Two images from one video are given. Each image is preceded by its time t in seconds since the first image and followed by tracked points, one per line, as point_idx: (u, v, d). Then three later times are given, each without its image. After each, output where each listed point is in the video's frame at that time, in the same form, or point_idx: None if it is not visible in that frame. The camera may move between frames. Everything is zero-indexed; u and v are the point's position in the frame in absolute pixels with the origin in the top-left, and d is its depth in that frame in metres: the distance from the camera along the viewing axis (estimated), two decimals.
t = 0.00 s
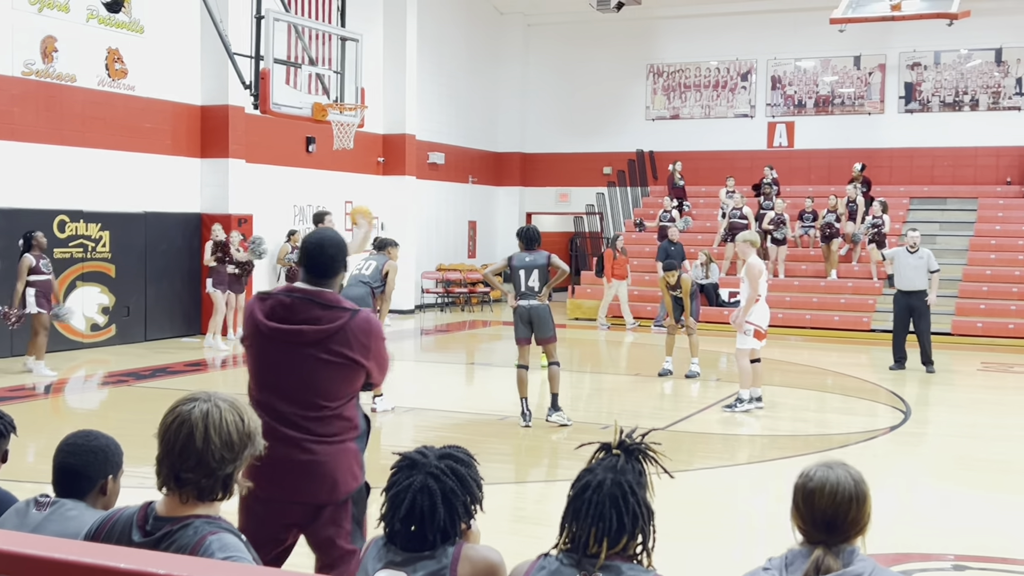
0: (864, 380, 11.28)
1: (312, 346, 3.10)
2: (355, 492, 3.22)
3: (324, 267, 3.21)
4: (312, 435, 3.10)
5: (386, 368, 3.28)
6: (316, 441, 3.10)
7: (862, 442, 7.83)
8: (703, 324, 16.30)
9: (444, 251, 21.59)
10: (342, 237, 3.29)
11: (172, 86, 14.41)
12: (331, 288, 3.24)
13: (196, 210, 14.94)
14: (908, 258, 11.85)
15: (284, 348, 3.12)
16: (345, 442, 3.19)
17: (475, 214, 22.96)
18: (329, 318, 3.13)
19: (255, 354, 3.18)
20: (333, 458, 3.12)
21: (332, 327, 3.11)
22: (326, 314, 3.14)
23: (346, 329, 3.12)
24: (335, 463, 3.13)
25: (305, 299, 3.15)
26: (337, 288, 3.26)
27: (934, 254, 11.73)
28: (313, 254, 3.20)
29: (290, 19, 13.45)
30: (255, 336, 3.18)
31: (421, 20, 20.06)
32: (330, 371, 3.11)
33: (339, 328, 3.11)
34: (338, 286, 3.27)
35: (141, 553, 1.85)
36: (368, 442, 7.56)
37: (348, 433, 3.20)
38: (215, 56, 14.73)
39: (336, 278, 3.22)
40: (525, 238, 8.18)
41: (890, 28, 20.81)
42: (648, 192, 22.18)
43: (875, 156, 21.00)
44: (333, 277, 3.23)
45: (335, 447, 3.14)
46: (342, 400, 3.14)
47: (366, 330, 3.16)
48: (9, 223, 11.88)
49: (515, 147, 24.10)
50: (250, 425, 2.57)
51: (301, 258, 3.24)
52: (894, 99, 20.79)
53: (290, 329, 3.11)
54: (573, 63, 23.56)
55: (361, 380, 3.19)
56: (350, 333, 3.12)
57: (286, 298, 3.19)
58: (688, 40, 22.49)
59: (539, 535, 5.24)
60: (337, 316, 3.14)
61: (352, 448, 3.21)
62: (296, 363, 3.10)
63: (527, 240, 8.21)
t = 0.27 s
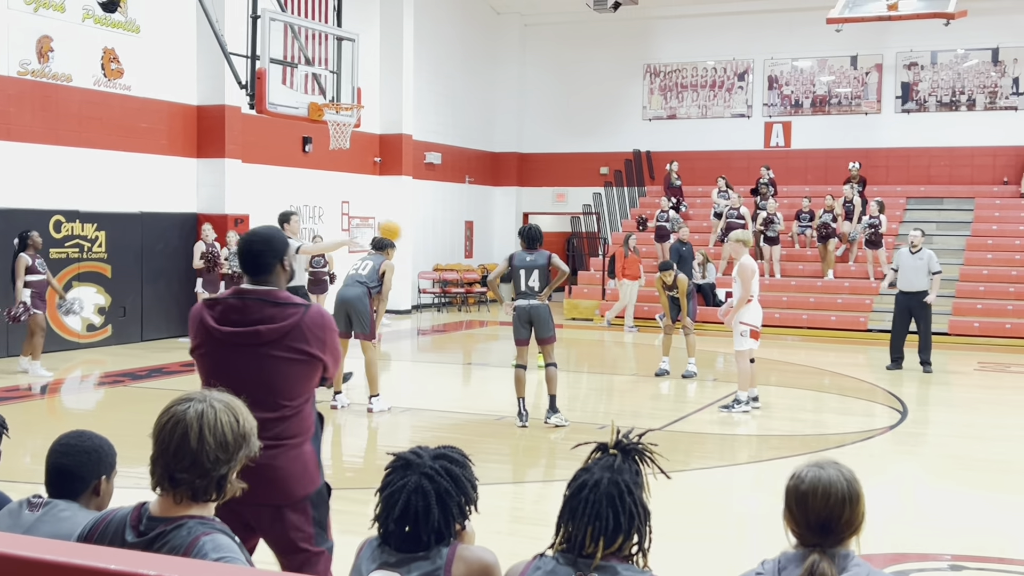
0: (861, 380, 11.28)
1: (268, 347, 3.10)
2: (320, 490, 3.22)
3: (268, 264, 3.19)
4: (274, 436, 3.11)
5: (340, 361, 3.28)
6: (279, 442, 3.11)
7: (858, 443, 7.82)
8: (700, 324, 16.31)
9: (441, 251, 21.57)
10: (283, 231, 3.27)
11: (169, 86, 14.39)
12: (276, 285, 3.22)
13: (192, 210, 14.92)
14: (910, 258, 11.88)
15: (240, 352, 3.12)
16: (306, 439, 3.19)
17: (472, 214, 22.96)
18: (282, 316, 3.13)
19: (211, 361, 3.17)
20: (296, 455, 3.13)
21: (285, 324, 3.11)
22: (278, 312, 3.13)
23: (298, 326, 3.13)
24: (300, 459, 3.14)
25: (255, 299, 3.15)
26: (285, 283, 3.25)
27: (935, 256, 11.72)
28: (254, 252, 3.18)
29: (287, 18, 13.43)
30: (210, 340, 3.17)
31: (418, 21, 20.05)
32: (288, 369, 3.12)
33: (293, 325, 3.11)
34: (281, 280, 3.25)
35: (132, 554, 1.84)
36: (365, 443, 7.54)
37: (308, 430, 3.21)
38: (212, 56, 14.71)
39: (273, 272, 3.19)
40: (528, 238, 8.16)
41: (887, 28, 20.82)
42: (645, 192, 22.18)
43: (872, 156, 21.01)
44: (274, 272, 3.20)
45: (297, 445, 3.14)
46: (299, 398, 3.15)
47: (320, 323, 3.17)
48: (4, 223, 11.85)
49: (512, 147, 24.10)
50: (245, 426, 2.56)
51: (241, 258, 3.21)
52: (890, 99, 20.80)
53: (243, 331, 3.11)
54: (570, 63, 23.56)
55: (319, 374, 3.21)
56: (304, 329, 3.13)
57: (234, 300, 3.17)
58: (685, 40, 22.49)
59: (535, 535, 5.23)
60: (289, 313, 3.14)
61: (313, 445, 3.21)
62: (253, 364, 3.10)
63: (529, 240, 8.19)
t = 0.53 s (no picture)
0: (863, 378, 11.27)
1: (239, 337, 3.10)
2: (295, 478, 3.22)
3: (233, 253, 3.19)
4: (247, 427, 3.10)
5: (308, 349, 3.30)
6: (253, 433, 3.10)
7: (860, 440, 7.81)
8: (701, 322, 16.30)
9: (442, 249, 21.55)
10: (249, 222, 3.27)
11: (170, 84, 14.39)
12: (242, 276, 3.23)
13: (193, 208, 14.92)
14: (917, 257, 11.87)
15: (211, 343, 3.11)
16: (280, 428, 3.19)
17: (473, 212, 22.96)
18: (253, 306, 3.13)
19: (180, 354, 3.15)
20: (272, 445, 3.14)
21: (256, 314, 3.11)
22: (249, 301, 3.14)
23: (268, 315, 3.13)
24: (275, 448, 3.14)
25: (224, 290, 3.14)
26: (251, 272, 3.26)
27: (941, 254, 11.68)
28: (221, 242, 3.18)
29: (287, 16, 13.40)
30: (179, 335, 3.15)
31: (419, 19, 20.04)
32: (259, 359, 3.13)
33: (264, 314, 3.12)
34: (247, 271, 3.25)
35: (133, 552, 1.84)
36: (366, 441, 7.54)
37: (281, 420, 3.21)
38: (213, 54, 14.70)
39: (238, 261, 3.19)
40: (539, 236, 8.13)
41: (888, 26, 20.80)
42: (646, 190, 22.17)
43: (873, 153, 20.99)
44: (240, 261, 3.20)
45: (272, 434, 3.14)
46: (272, 388, 3.15)
47: (290, 312, 3.18)
48: (6, 222, 11.84)
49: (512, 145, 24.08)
50: (248, 424, 2.56)
51: (207, 249, 3.21)
52: (892, 96, 20.77)
53: (214, 323, 3.10)
54: (571, 61, 23.55)
55: (290, 363, 3.22)
56: (274, 318, 3.15)
57: (202, 292, 3.16)
58: (686, 38, 22.47)
59: (536, 533, 5.22)
60: (260, 303, 3.15)
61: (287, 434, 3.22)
62: (225, 356, 3.11)
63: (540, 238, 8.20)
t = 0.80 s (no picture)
0: (862, 377, 11.27)
1: (237, 335, 3.17)
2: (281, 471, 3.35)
3: (222, 252, 3.27)
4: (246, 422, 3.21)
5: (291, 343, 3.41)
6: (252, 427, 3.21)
7: (858, 440, 7.82)
8: (700, 322, 16.31)
9: (441, 249, 21.55)
10: (233, 222, 3.35)
11: (168, 84, 14.38)
12: (228, 275, 3.31)
13: (192, 208, 14.92)
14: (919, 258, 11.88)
15: (208, 342, 3.15)
16: (272, 422, 3.31)
17: (472, 212, 22.98)
18: (249, 303, 3.21)
19: (177, 353, 3.17)
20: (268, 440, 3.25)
21: (253, 311, 3.19)
22: (244, 299, 3.21)
23: (264, 312, 3.22)
24: (271, 443, 3.25)
25: (219, 288, 3.20)
26: (239, 271, 3.34)
27: (942, 254, 11.65)
28: (211, 240, 3.25)
29: (286, 17, 13.41)
30: (176, 335, 3.16)
31: (418, 19, 20.06)
32: (255, 355, 3.22)
33: (261, 311, 3.21)
34: (235, 269, 3.34)
35: (132, 552, 1.84)
36: (365, 441, 7.54)
37: (271, 415, 3.32)
38: (212, 55, 14.70)
39: (225, 260, 3.27)
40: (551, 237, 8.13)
41: (887, 26, 20.80)
42: (645, 190, 22.18)
43: (872, 153, 21.00)
44: (227, 260, 3.29)
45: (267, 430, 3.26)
46: (268, 384, 3.25)
47: (280, 308, 3.29)
48: (5, 222, 11.83)
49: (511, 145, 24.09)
50: (246, 425, 2.56)
51: (195, 248, 3.28)
52: (890, 96, 20.78)
53: (213, 321, 3.14)
54: (569, 61, 23.56)
55: (280, 358, 3.33)
56: (269, 315, 3.24)
57: (197, 292, 3.19)
58: (685, 38, 22.48)
59: (535, 533, 5.22)
60: (254, 300, 3.23)
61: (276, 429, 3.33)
62: (224, 352, 3.16)
63: (550, 239, 8.21)
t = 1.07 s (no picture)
0: (861, 378, 11.27)
1: (242, 334, 3.29)
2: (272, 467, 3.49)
3: (227, 254, 3.36)
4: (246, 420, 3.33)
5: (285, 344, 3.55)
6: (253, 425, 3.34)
7: (857, 440, 7.82)
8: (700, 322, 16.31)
9: (440, 249, 21.56)
10: (237, 225, 3.44)
11: (168, 85, 14.39)
12: (230, 275, 3.39)
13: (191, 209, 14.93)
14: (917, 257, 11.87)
15: (216, 340, 3.26)
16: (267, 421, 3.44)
17: (472, 213, 23.01)
18: (255, 305, 3.33)
19: (184, 350, 3.25)
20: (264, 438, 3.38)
21: (258, 312, 3.32)
22: (250, 300, 3.32)
23: (268, 314, 3.35)
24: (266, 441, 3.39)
25: (227, 288, 3.30)
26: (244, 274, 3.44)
27: (940, 253, 11.62)
28: (219, 243, 3.34)
29: (286, 17, 13.41)
30: (183, 331, 3.24)
31: (417, 20, 20.08)
32: (258, 355, 3.34)
33: (265, 313, 3.34)
34: (239, 271, 3.42)
35: (130, 552, 1.85)
36: (365, 442, 7.54)
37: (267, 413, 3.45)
38: (211, 55, 14.71)
39: (230, 262, 3.36)
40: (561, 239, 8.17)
41: (885, 26, 20.82)
42: (644, 191, 22.19)
43: (871, 153, 21.01)
44: (231, 263, 3.38)
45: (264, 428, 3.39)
46: (266, 383, 3.38)
47: (281, 311, 3.42)
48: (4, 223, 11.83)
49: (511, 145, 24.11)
50: (244, 426, 2.57)
51: (203, 248, 3.36)
52: (889, 96, 20.80)
53: (221, 320, 3.24)
54: (568, 62, 23.58)
55: (279, 359, 3.46)
56: (273, 317, 3.37)
57: (205, 291, 3.28)
58: (684, 38, 22.49)
59: (535, 533, 5.23)
60: (259, 302, 3.35)
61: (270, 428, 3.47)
62: (230, 351, 3.28)
63: (558, 240, 8.25)
